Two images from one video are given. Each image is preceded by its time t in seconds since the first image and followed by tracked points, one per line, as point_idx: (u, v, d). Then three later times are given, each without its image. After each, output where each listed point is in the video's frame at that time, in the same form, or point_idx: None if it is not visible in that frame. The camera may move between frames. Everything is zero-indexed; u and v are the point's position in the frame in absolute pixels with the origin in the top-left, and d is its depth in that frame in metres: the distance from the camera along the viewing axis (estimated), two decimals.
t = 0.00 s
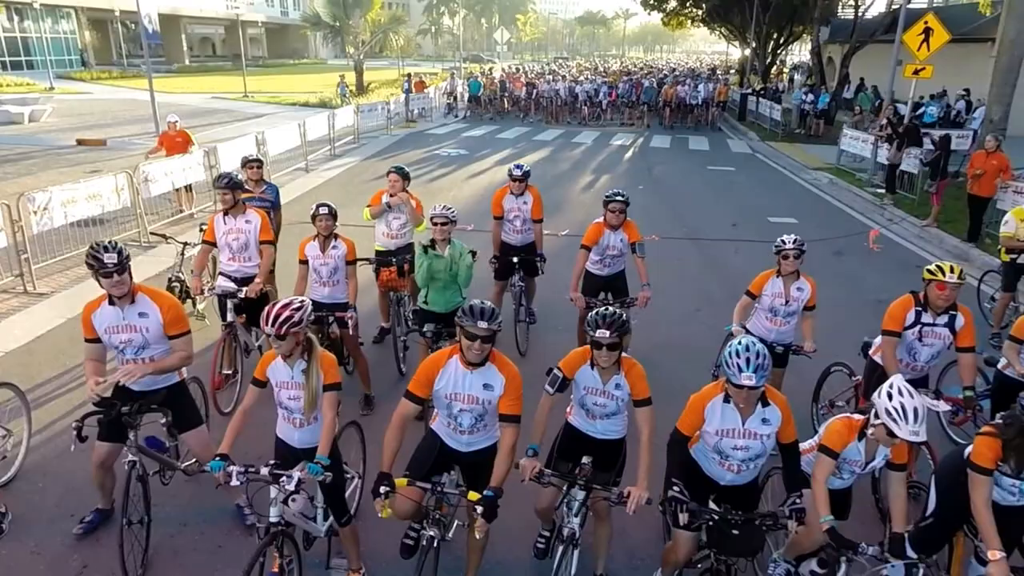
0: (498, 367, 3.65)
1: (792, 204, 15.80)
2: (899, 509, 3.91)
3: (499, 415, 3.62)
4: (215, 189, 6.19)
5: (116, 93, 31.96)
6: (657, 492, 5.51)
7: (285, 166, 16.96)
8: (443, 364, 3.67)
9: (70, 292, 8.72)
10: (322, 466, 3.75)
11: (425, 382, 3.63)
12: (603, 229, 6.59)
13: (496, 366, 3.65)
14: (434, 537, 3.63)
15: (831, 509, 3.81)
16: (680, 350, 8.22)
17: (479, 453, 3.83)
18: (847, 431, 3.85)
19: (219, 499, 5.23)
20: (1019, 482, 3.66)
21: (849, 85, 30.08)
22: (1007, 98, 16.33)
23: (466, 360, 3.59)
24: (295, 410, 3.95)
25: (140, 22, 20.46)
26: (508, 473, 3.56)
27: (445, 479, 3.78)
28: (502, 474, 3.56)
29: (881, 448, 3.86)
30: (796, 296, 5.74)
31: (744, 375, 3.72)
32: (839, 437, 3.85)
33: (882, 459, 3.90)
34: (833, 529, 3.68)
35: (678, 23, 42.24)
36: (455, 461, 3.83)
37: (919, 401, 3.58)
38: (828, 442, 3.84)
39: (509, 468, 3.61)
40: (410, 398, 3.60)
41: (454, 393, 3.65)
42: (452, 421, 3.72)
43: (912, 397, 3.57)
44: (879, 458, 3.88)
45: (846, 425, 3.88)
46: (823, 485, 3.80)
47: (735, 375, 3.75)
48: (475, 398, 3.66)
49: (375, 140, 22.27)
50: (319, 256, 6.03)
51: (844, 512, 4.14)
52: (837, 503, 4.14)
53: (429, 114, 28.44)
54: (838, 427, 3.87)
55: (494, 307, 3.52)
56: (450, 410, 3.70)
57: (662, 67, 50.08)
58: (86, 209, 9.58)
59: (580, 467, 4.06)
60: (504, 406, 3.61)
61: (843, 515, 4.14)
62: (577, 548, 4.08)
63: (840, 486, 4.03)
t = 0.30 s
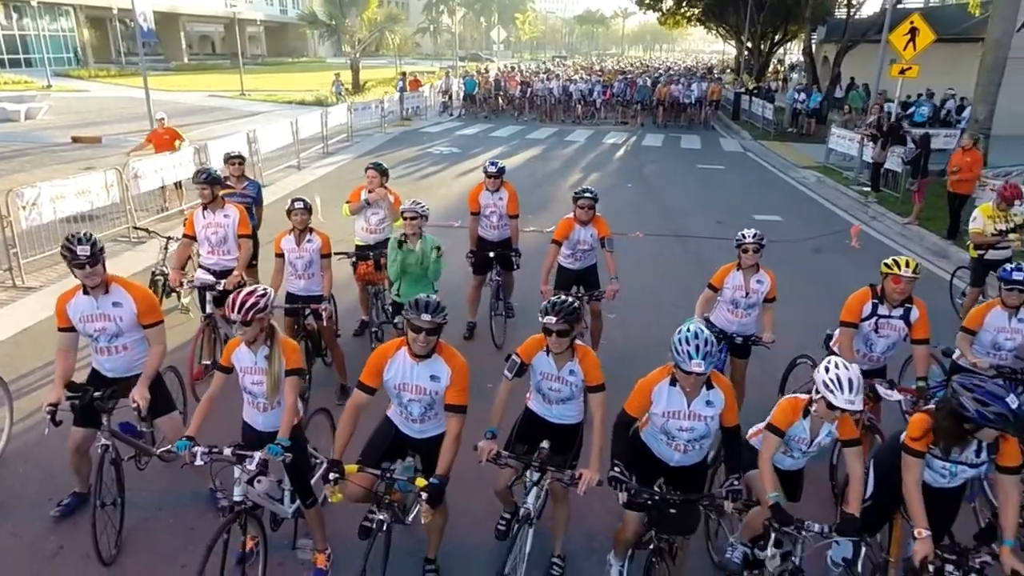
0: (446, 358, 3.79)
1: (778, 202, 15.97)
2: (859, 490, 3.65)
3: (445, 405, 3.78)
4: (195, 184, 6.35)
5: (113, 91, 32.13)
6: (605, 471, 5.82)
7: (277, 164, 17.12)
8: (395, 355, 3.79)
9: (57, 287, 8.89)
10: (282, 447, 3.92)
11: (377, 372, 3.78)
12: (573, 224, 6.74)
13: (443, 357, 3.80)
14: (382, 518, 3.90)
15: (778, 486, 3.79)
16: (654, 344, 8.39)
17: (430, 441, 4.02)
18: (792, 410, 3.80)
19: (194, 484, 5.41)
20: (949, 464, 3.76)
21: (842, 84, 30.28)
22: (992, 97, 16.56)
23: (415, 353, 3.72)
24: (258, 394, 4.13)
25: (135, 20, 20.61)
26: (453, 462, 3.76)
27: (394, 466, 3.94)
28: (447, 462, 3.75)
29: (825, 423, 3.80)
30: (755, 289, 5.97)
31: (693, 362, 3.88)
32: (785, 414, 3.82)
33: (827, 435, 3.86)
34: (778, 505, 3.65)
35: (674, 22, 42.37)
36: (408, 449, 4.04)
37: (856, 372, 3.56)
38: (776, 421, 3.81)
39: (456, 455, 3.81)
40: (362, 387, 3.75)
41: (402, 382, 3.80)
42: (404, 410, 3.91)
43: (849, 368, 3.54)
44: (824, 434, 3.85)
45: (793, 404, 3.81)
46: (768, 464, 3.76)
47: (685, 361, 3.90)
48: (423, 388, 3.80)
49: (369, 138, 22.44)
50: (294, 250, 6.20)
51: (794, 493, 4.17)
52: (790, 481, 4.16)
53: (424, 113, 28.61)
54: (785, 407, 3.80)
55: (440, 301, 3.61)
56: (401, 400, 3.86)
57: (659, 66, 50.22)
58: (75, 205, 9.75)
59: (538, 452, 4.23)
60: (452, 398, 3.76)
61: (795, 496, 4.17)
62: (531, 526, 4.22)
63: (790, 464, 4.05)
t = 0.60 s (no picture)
0: (392, 348, 3.94)
1: (765, 200, 16.10)
2: (795, 477, 3.74)
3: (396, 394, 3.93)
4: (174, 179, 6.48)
5: (111, 90, 32.36)
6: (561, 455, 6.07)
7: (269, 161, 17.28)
8: (343, 346, 3.96)
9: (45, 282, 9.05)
10: (246, 432, 4.08)
11: (328, 360, 3.96)
12: (546, 220, 6.91)
13: (390, 348, 3.94)
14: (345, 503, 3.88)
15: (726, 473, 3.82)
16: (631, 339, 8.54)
17: (387, 429, 4.19)
18: (736, 397, 3.86)
19: (169, 471, 5.57)
20: (885, 448, 3.93)
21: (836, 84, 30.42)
22: (979, 97, 16.82)
23: (361, 344, 3.89)
24: (225, 381, 4.29)
25: (130, 19, 20.77)
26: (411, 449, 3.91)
27: (356, 454, 4.14)
28: (405, 449, 3.89)
29: (770, 408, 3.87)
30: (719, 283, 6.16)
31: (648, 358, 3.95)
32: (730, 404, 3.86)
33: (771, 421, 3.92)
34: (723, 490, 3.69)
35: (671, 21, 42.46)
36: (368, 437, 4.21)
37: (791, 360, 3.67)
38: (721, 408, 3.86)
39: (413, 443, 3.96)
40: (313, 375, 3.94)
41: (352, 373, 3.96)
42: (356, 401, 4.08)
43: (782, 357, 3.65)
44: (768, 421, 3.90)
45: (737, 391, 3.86)
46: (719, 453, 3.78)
47: (641, 357, 3.96)
48: (373, 378, 3.97)
49: (363, 137, 22.60)
50: (271, 244, 6.36)
51: (743, 479, 4.24)
52: (735, 468, 4.23)
53: (419, 111, 28.76)
54: (729, 394, 3.86)
55: (385, 294, 3.78)
56: (351, 389, 4.03)
57: (657, 65, 50.30)
58: (65, 201, 9.92)
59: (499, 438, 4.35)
60: (401, 387, 3.91)
61: (741, 481, 4.25)
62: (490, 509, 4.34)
63: (736, 451, 4.08)
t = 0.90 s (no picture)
0: (355, 334, 4.08)
1: (754, 200, 16.21)
2: (733, 461, 3.90)
3: (359, 376, 4.05)
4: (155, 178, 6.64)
5: (108, 90, 32.51)
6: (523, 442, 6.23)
7: (262, 161, 17.42)
8: (309, 332, 4.10)
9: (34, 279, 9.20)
10: (213, 420, 4.24)
11: (295, 347, 4.09)
12: (521, 217, 7.07)
13: (353, 333, 4.09)
14: (309, 487, 4.12)
15: (664, 459, 4.09)
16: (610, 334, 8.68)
17: (351, 414, 4.33)
18: (675, 386, 4.07)
19: (147, 461, 5.70)
20: (830, 435, 4.07)
21: (831, 84, 30.57)
22: (966, 97, 17.12)
23: (325, 329, 4.02)
24: (195, 370, 4.43)
25: (126, 20, 20.96)
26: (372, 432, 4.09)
27: (320, 440, 4.24)
28: (366, 431, 4.09)
29: (707, 397, 4.12)
30: (688, 278, 6.29)
31: (604, 349, 4.05)
32: (669, 390, 4.08)
33: (709, 409, 4.13)
34: (662, 478, 3.95)
35: (668, 22, 42.58)
36: (334, 423, 4.35)
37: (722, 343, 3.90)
38: (662, 396, 4.08)
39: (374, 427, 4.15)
40: (285, 362, 4.06)
41: (319, 356, 4.10)
42: (323, 385, 4.20)
43: (716, 338, 3.89)
44: (706, 409, 4.12)
45: (675, 380, 4.08)
46: (656, 438, 4.11)
47: (597, 349, 4.06)
48: (337, 362, 4.10)
49: (357, 137, 22.73)
50: (250, 240, 6.51)
51: (692, 469, 4.45)
52: (682, 457, 4.41)
53: (415, 111, 28.88)
54: (667, 384, 4.08)
55: (346, 281, 3.94)
56: (317, 373, 4.16)
57: (654, 66, 50.38)
58: (55, 200, 10.07)
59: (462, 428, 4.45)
60: (363, 369, 4.04)
61: (690, 471, 4.43)
62: (450, 497, 4.45)
63: (682, 442, 4.30)
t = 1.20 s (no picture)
0: (314, 331, 4.34)
1: (744, 199, 16.28)
2: (677, 445, 4.07)
3: (320, 370, 4.32)
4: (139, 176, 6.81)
5: (108, 90, 32.79)
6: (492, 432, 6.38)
7: (257, 160, 17.61)
8: (269, 328, 4.36)
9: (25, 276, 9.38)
10: (182, 408, 4.40)
11: (256, 342, 4.36)
12: (497, 214, 7.22)
13: (312, 330, 4.34)
14: (273, 474, 4.35)
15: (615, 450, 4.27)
16: (591, 330, 8.80)
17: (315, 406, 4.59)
18: (619, 377, 4.32)
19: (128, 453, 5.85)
20: (780, 424, 4.24)
21: (827, 84, 30.63)
22: (957, 96, 17.42)
23: (284, 326, 4.27)
24: (168, 362, 4.58)
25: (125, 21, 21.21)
26: (331, 421, 4.33)
27: (284, 429, 4.46)
28: (326, 420, 4.31)
29: (651, 386, 4.33)
30: (659, 274, 6.40)
31: (563, 341, 4.13)
32: (614, 381, 4.33)
33: (654, 399, 4.35)
34: (613, 468, 4.14)
35: (667, 22, 42.67)
36: (300, 415, 4.60)
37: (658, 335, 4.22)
38: (606, 388, 4.34)
39: (334, 416, 4.37)
40: (244, 355, 4.36)
41: (278, 354, 4.35)
42: (286, 379, 4.48)
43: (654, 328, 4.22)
44: (650, 398, 4.33)
45: (619, 372, 4.33)
46: (609, 432, 4.27)
47: (556, 340, 4.13)
48: (297, 358, 4.36)
49: (353, 136, 22.87)
50: (231, 237, 6.66)
51: (649, 460, 4.65)
52: (635, 447, 4.60)
53: (412, 111, 29.04)
54: (612, 375, 4.33)
55: (304, 282, 4.21)
56: (279, 368, 4.43)
57: (654, 66, 50.34)
58: (47, 199, 10.27)
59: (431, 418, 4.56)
60: (322, 363, 4.30)
61: (645, 462, 4.63)
62: (416, 486, 4.53)
63: (635, 434, 4.52)
